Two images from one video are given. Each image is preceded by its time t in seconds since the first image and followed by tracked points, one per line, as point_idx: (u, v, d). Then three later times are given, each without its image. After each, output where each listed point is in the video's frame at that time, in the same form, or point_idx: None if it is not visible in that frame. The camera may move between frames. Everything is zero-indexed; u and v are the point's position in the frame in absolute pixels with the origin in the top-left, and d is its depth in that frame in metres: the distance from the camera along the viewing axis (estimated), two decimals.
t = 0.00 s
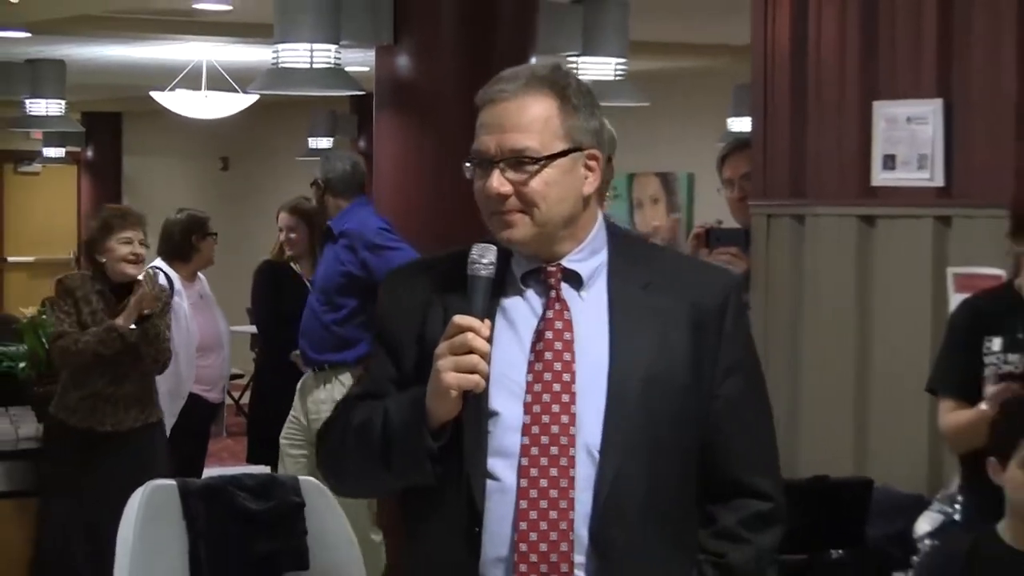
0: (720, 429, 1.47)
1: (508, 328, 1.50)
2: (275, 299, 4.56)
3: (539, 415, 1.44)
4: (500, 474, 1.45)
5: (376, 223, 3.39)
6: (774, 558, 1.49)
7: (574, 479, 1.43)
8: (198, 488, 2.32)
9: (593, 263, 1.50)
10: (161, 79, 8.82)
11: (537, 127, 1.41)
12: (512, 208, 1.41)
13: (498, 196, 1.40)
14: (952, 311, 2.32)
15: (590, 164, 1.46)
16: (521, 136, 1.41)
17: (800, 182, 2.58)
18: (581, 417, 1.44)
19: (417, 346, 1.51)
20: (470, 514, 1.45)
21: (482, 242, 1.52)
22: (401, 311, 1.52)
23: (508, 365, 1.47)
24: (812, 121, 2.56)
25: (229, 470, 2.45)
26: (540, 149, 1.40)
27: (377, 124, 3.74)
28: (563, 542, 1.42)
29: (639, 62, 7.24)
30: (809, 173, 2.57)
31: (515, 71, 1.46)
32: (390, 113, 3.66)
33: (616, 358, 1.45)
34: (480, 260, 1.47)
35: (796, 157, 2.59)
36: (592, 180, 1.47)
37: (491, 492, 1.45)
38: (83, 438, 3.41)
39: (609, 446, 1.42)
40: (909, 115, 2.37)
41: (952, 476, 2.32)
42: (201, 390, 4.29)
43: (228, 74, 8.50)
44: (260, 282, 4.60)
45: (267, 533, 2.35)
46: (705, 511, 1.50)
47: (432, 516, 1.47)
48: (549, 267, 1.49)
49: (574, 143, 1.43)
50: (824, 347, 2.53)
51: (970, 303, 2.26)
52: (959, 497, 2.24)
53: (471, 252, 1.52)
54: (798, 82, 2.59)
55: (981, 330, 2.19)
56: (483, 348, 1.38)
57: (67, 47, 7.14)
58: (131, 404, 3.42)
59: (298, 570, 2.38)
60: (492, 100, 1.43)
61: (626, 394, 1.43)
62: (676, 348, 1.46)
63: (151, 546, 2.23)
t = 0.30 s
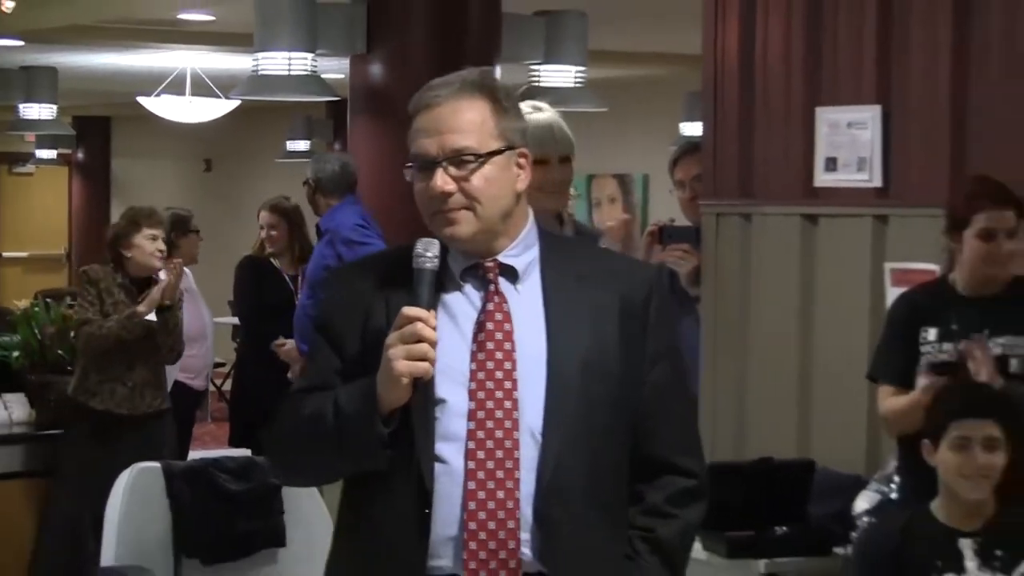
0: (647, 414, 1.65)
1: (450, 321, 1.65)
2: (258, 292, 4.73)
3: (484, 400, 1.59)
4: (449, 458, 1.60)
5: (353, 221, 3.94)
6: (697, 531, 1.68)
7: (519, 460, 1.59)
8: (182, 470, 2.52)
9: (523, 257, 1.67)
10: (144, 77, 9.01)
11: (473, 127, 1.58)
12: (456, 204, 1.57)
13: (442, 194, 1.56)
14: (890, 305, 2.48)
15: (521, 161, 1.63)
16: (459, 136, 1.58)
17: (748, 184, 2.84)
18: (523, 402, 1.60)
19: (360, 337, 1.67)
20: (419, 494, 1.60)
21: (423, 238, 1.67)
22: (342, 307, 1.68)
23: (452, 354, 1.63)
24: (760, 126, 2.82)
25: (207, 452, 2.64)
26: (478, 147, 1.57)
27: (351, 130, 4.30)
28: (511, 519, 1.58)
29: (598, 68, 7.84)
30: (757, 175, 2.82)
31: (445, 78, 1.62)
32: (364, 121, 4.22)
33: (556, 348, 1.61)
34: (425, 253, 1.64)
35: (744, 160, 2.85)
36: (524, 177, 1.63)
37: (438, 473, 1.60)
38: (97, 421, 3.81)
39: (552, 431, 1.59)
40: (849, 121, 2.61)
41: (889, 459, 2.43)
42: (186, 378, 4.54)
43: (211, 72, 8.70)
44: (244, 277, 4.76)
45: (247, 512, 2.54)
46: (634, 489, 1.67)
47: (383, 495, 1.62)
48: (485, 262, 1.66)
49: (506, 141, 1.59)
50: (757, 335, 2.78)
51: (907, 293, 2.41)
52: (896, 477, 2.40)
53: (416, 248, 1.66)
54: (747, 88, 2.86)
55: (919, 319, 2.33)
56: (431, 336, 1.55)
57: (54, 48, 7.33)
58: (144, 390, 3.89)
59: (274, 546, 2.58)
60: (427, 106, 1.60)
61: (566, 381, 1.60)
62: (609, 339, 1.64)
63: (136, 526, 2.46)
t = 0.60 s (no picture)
0: (573, 402, 1.90)
1: (394, 317, 1.85)
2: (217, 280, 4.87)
3: (429, 391, 1.79)
4: (397, 444, 1.80)
5: (316, 215, 4.06)
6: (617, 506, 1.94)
7: (464, 445, 1.80)
8: (147, 452, 2.72)
9: (455, 256, 1.88)
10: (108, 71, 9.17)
11: (408, 134, 1.77)
12: (396, 210, 1.77)
13: (384, 201, 1.75)
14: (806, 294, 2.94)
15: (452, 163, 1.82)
16: (396, 145, 1.76)
17: (681, 182, 3.25)
18: (465, 392, 1.82)
19: (305, 336, 1.85)
20: (370, 479, 1.79)
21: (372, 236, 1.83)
22: (286, 305, 1.85)
23: (397, 348, 1.83)
24: (690, 129, 3.24)
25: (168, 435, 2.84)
26: (415, 155, 1.76)
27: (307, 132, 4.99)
28: (460, 501, 1.79)
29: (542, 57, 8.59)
30: (689, 179, 3.23)
31: (380, 89, 1.80)
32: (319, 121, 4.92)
33: (492, 341, 1.83)
34: (372, 254, 1.79)
35: (675, 160, 3.27)
36: (456, 177, 1.83)
37: (390, 458, 1.79)
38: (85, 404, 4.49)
39: (495, 420, 1.81)
40: (775, 124, 3.01)
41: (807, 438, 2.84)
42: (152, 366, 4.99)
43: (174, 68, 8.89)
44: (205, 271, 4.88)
45: (209, 491, 2.74)
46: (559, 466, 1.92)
47: (337, 480, 1.79)
48: (422, 260, 1.86)
49: (439, 147, 1.78)
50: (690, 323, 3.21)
51: (831, 284, 2.80)
52: (818, 457, 2.73)
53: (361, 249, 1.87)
54: (678, 97, 3.26)
55: (841, 311, 2.74)
56: (382, 333, 1.71)
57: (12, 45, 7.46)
58: (132, 377, 4.62)
59: (236, 523, 2.79)
60: (364, 117, 1.78)
61: (503, 370, 1.82)
62: (539, 331, 1.86)
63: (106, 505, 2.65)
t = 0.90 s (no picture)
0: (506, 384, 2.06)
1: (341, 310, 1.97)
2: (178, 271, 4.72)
3: (378, 379, 1.92)
4: (349, 429, 1.91)
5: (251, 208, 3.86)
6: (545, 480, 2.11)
7: (412, 428, 1.93)
8: (105, 437, 2.91)
9: (392, 252, 2.01)
10: (68, 67, 9.24)
11: (350, 133, 1.89)
12: (343, 204, 1.88)
13: (331, 195, 1.87)
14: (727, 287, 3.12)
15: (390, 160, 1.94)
16: (340, 143, 1.88)
17: (608, 182, 3.47)
18: (410, 378, 1.94)
19: (258, 328, 1.96)
20: (326, 461, 1.89)
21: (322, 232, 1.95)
22: (237, 296, 1.96)
23: (347, 339, 1.94)
24: (616, 133, 3.45)
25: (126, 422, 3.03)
26: (358, 152, 1.87)
27: (258, 134, 5.31)
28: (411, 481, 1.92)
29: (481, 56, 9.13)
30: (616, 179, 3.45)
31: (322, 92, 1.92)
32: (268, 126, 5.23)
33: (433, 329, 1.96)
34: (326, 249, 1.91)
35: (603, 163, 3.49)
36: (393, 173, 1.96)
37: (344, 441, 1.91)
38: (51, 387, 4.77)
39: (440, 402, 1.94)
40: (697, 127, 3.23)
41: (728, 422, 3.07)
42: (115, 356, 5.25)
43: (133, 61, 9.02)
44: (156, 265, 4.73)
45: (163, 473, 2.93)
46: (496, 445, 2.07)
47: (296, 463, 1.89)
48: (365, 254, 1.97)
49: (380, 144, 1.90)
50: (617, 313, 3.40)
51: (749, 278, 2.99)
52: (736, 440, 2.96)
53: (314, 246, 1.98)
54: (606, 103, 3.48)
55: (758, 303, 2.94)
56: (337, 324, 1.81)
57: None
58: (97, 362, 4.83)
59: (189, 503, 2.98)
60: (310, 118, 1.89)
61: (444, 355, 1.96)
62: (475, 319, 2.00)
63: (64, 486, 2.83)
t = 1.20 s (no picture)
0: (458, 369, 2.00)
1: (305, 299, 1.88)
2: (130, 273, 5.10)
3: (344, 363, 1.85)
4: (317, 413, 1.83)
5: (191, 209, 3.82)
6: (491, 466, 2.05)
7: (377, 411, 1.86)
8: (76, 422, 3.10)
9: (353, 243, 1.94)
10: (41, 71, 9.42)
11: (314, 132, 1.82)
12: (307, 200, 1.82)
13: (296, 192, 1.81)
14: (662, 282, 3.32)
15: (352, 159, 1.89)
16: (304, 141, 1.81)
17: (548, 184, 3.63)
18: (373, 362, 1.87)
19: (230, 315, 1.85)
20: (298, 442, 1.81)
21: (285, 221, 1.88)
22: (208, 283, 1.85)
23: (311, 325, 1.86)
24: (557, 136, 3.61)
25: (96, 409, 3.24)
26: (321, 148, 1.81)
27: (219, 136, 6.20)
28: (379, 461, 1.85)
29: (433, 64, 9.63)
30: (555, 181, 3.61)
31: (286, 94, 1.87)
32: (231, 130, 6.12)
33: (394, 314, 1.90)
34: (297, 238, 1.82)
35: (544, 165, 3.65)
36: (356, 172, 1.90)
37: (313, 424, 1.82)
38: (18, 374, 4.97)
39: (403, 385, 1.87)
40: (632, 131, 3.37)
41: (663, 410, 3.32)
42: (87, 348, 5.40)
43: (97, 67, 9.22)
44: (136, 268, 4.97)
45: (130, 457, 3.11)
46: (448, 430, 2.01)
47: (267, 446, 1.81)
48: (327, 247, 1.90)
49: (343, 143, 1.84)
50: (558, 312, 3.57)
51: (683, 274, 3.12)
52: (671, 427, 3.14)
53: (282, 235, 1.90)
54: (548, 112, 3.64)
55: (691, 297, 3.07)
56: (309, 307, 1.74)
57: None
58: (64, 354, 4.99)
59: (155, 486, 3.17)
60: (273, 119, 1.83)
61: (406, 339, 1.89)
62: (433, 304, 1.95)
63: (39, 468, 3.01)
